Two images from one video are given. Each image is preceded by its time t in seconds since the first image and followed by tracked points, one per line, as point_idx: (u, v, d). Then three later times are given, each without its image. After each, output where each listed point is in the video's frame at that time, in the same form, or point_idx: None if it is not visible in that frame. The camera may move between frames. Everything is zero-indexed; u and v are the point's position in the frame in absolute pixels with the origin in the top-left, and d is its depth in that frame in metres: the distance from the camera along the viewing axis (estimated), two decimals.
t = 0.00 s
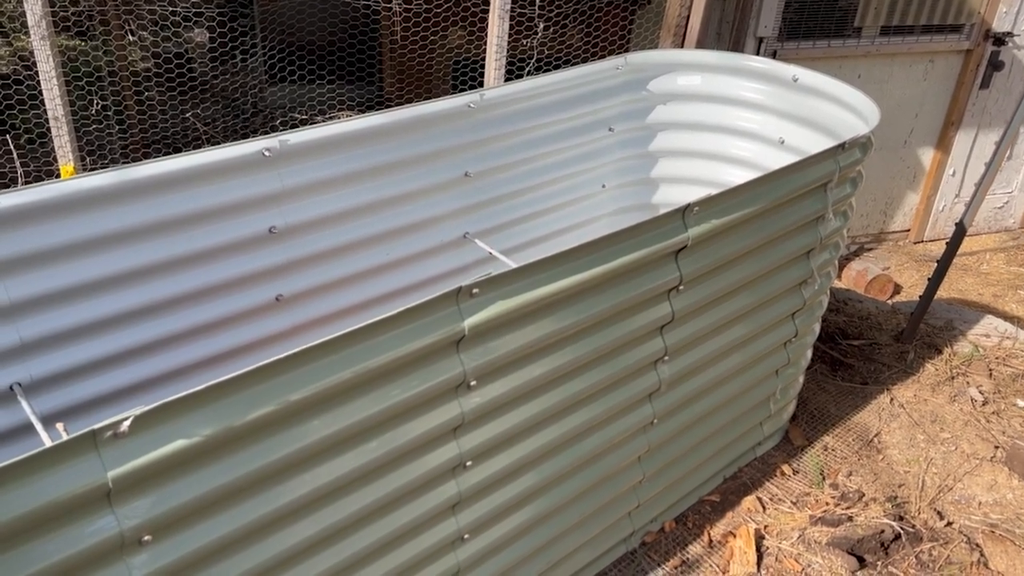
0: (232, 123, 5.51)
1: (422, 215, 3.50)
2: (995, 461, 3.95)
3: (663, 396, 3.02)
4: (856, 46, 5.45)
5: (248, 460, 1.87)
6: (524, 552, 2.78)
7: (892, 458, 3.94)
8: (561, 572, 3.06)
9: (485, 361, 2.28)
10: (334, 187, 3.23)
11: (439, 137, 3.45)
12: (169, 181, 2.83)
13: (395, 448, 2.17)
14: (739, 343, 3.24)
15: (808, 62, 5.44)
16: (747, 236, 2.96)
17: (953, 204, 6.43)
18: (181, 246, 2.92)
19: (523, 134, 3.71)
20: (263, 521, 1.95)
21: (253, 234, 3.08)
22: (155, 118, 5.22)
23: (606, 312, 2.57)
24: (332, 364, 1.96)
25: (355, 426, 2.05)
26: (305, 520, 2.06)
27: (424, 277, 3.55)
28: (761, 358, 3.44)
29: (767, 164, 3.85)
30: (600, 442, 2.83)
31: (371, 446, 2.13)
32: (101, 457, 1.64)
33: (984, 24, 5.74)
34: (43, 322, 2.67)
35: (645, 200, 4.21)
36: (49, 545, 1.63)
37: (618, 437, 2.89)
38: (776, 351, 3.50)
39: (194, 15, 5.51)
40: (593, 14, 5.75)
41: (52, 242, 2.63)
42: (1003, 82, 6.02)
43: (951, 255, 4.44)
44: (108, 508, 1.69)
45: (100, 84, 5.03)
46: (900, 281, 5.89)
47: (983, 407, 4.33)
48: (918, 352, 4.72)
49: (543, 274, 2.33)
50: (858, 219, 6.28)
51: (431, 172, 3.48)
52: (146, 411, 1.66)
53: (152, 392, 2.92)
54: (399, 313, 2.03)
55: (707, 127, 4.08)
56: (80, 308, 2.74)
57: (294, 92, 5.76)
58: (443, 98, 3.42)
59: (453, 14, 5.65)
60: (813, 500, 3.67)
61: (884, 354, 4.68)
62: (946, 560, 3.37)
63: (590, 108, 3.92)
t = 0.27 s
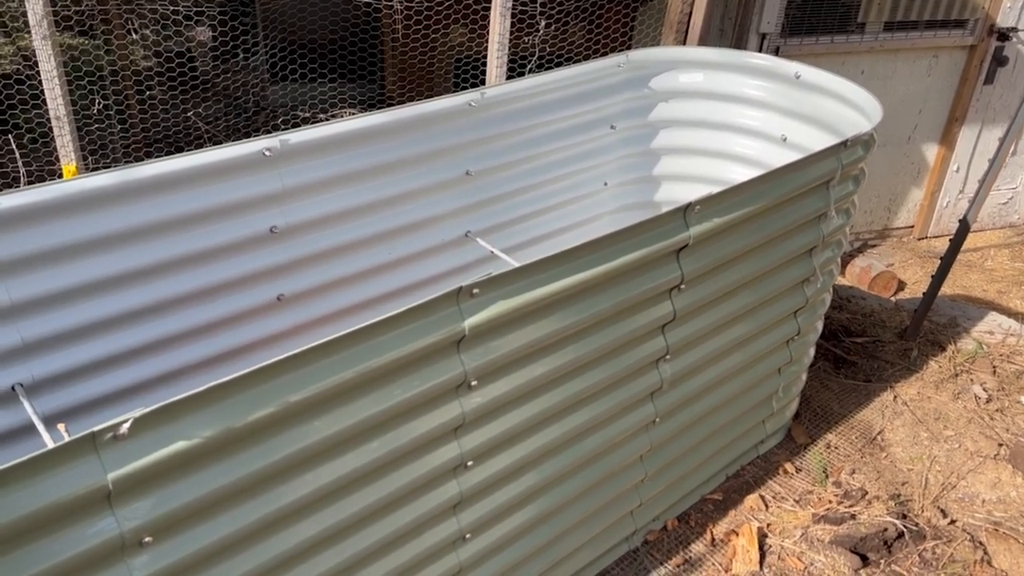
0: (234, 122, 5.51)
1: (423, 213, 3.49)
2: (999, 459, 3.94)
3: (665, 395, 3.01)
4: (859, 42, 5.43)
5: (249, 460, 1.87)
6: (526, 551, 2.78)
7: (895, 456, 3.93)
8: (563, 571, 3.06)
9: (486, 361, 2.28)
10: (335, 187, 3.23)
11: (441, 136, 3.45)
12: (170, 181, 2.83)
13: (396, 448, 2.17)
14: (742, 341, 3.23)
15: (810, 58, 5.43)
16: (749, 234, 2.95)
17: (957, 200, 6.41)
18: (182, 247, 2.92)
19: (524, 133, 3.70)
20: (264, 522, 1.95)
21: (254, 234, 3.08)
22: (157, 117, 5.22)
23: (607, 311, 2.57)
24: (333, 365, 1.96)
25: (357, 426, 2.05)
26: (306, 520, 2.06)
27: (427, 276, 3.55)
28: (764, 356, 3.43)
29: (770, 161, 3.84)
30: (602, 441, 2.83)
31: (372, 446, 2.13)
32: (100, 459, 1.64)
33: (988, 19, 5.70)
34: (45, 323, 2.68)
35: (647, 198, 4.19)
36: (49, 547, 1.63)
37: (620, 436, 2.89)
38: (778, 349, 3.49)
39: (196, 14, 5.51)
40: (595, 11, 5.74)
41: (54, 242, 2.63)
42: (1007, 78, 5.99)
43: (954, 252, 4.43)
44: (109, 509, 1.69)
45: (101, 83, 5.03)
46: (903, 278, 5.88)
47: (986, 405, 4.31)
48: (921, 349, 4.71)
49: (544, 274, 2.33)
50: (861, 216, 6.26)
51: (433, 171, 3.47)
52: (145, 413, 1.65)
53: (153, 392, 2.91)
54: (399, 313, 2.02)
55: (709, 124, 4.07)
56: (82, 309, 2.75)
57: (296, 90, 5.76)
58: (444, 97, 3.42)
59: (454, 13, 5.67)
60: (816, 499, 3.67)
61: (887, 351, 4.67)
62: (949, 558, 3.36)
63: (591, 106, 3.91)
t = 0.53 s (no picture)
0: (238, 115, 5.49)
1: (426, 206, 3.48)
2: (1005, 452, 3.92)
3: (670, 388, 3.00)
4: (865, 33, 5.39)
5: (251, 455, 1.87)
6: (530, 545, 2.78)
7: (901, 450, 3.91)
8: (568, 565, 3.06)
9: (490, 355, 2.27)
10: (339, 180, 3.22)
11: (444, 129, 3.43)
12: (172, 175, 2.82)
13: (399, 442, 2.17)
14: (747, 334, 3.22)
15: (817, 49, 5.39)
16: (754, 226, 2.93)
17: (964, 192, 6.37)
18: (185, 240, 2.92)
19: (528, 125, 3.68)
20: (268, 516, 1.95)
21: (256, 227, 3.07)
22: (160, 110, 5.21)
23: (611, 305, 2.55)
24: (335, 359, 1.95)
25: (360, 420, 2.04)
26: (310, 514, 2.06)
27: (431, 270, 3.54)
28: (769, 349, 3.42)
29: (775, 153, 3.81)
30: (606, 435, 2.82)
31: (375, 440, 2.12)
32: (103, 454, 1.64)
33: (996, 10, 5.66)
34: (49, 317, 2.68)
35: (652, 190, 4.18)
36: (52, 542, 1.63)
37: (624, 430, 2.88)
38: (783, 342, 3.48)
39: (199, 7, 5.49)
40: (600, 3, 5.71)
41: (57, 236, 2.63)
42: (1014, 68, 5.94)
43: (961, 244, 4.40)
44: (111, 504, 1.69)
45: (105, 77, 5.02)
46: (910, 270, 5.85)
47: (993, 398, 4.29)
48: (927, 342, 4.69)
49: (547, 268, 2.32)
50: (867, 207, 6.22)
51: (436, 164, 3.46)
52: (147, 408, 1.65)
53: (157, 386, 2.91)
54: (402, 307, 2.02)
55: (714, 116, 4.04)
56: (85, 302, 2.75)
57: (299, 83, 5.70)
58: (447, 89, 3.40)
59: (458, 4, 5.67)
60: (821, 492, 3.66)
61: (893, 344, 4.65)
62: (955, 552, 3.35)
63: (595, 98, 3.89)
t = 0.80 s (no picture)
0: (245, 103, 5.47)
1: (433, 195, 3.46)
2: (1016, 442, 3.89)
3: (678, 378, 2.99)
4: (877, 18, 5.33)
5: (257, 445, 1.86)
6: (537, 534, 2.78)
7: (910, 440, 3.89)
8: (574, 554, 3.06)
9: (496, 345, 2.26)
10: (345, 168, 3.20)
11: (451, 117, 3.41)
12: (178, 163, 2.81)
13: (405, 432, 2.16)
14: (755, 324, 3.19)
15: (828, 35, 5.33)
16: (764, 215, 2.90)
17: (976, 179, 6.30)
18: (192, 229, 2.91)
19: (535, 113, 3.66)
20: (273, 505, 1.95)
21: (263, 216, 3.06)
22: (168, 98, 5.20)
23: (618, 294, 2.54)
24: (341, 349, 1.94)
25: (366, 410, 2.04)
26: (315, 504, 2.06)
27: (438, 259, 3.53)
28: (778, 339, 3.40)
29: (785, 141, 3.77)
30: (613, 425, 2.81)
31: (381, 430, 2.12)
32: (107, 444, 1.64)
33: None
34: (56, 306, 2.68)
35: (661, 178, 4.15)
36: (58, 532, 1.64)
37: (631, 419, 2.87)
38: (793, 332, 3.46)
39: None
40: None
41: (64, 224, 2.62)
42: None
43: (974, 232, 4.35)
44: (117, 494, 1.69)
45: (112, 64, 5.01)
46: (920, 259, 5.80)
47: (1004, 388, 4.26)
48: (938, 331, 4.65)
49: (554, 257, 2.30)
50: (878, 195, 6.16)
51: (443, 152, 3.44)
52: (152, 398, 1.65)
53: (164, 375, 2.91)
54: (408, 297, 2.01)
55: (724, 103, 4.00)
56: (93, 291, 2.75)
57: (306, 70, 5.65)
58: (454, 76, 3.38)
59: None
60: (830, 482, 3.64)
61: (903, 333, 4.62)
62: (964, 543, 3.34)
63: (603, 85, 3.86)
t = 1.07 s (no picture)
0: (260, 81, 5.42)
1: (449, 174, 3.43)
2: None
3: (695, 360, 2.96)
4: None
5: (273, 423, 1.86)
6: (552, 515, 2.77)
7: (930, 424, 3.84)
8: (589, 535, 3.05)
9: (512, 325, 2.24)
10: (362, 146, 3.18)
11: (468, 95, 3.38)
12: (193, 141, 2.79)
13: (421, 412, 2.15)
14: (774, 306, 3.15)
15: (851, 13, 5.23)
16: (785, 195, 2.86)
17: (1000, 161, 6.20)
18: (207, 207, 2.90)
19: (552, 91, 3.61)
20: (289, 484, 1.95)
21: (278, 194, 3.04)
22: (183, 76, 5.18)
23: (636, 275, 2.51)
24: (356, 328, 1.93)
25: (381, 390, 2.03)
26: (331, 483, 2.06)
27: (454, 239, 3.50)
28: (797, 321, 3.36)
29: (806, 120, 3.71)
30: (629, 407, 2.79)
31: (397, 410, 2.11)
32: (123, 422, 1.63)
33: None
34: (72, 284, 2.68)
35: (680, 158, 4.10)
36: (75, 508, 1.64)
37: (648, 401, 2.85)
38: (812, 315, 3.42)
39: None
40: None
41: (79, 202, 2.62)
42: None
43: (998, 214, 4.28)
44: (133, 471, 1.69)
45: (127, 42, 5.00)
46: (941, 242, 5.72)
47: None
48: (959, 315, 4.59)
49: (572, 237, 2.27)
50: (899, 177, 6.07)
51: (459, 130, 3.41)
52: (167, 375, 1.64)
53: (179, 354, 2.91)
54: (424, 276, 1.99)
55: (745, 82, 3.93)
56: (108, 269, 2.74)
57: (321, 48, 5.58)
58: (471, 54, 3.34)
59: None
60: (847, 466, 3.61)
61: (924, 317, 4.56)
62: (983, 528, 3.30)
63: (622, 63, 3.80)
